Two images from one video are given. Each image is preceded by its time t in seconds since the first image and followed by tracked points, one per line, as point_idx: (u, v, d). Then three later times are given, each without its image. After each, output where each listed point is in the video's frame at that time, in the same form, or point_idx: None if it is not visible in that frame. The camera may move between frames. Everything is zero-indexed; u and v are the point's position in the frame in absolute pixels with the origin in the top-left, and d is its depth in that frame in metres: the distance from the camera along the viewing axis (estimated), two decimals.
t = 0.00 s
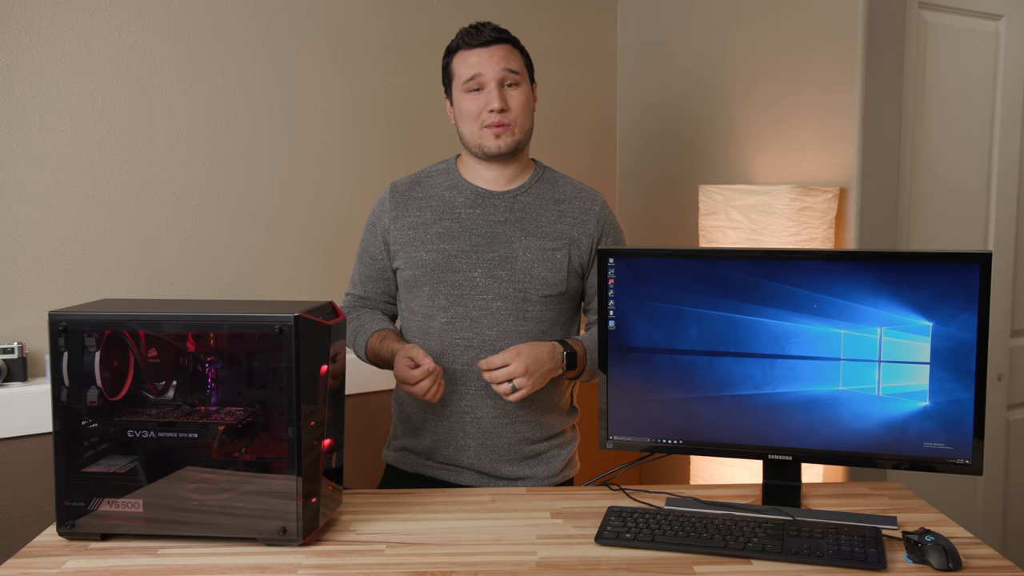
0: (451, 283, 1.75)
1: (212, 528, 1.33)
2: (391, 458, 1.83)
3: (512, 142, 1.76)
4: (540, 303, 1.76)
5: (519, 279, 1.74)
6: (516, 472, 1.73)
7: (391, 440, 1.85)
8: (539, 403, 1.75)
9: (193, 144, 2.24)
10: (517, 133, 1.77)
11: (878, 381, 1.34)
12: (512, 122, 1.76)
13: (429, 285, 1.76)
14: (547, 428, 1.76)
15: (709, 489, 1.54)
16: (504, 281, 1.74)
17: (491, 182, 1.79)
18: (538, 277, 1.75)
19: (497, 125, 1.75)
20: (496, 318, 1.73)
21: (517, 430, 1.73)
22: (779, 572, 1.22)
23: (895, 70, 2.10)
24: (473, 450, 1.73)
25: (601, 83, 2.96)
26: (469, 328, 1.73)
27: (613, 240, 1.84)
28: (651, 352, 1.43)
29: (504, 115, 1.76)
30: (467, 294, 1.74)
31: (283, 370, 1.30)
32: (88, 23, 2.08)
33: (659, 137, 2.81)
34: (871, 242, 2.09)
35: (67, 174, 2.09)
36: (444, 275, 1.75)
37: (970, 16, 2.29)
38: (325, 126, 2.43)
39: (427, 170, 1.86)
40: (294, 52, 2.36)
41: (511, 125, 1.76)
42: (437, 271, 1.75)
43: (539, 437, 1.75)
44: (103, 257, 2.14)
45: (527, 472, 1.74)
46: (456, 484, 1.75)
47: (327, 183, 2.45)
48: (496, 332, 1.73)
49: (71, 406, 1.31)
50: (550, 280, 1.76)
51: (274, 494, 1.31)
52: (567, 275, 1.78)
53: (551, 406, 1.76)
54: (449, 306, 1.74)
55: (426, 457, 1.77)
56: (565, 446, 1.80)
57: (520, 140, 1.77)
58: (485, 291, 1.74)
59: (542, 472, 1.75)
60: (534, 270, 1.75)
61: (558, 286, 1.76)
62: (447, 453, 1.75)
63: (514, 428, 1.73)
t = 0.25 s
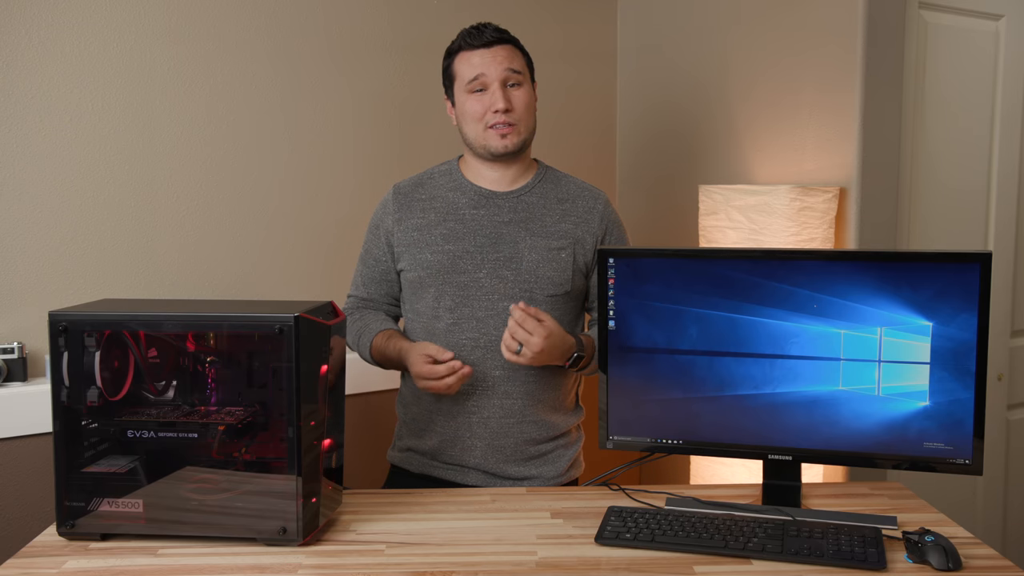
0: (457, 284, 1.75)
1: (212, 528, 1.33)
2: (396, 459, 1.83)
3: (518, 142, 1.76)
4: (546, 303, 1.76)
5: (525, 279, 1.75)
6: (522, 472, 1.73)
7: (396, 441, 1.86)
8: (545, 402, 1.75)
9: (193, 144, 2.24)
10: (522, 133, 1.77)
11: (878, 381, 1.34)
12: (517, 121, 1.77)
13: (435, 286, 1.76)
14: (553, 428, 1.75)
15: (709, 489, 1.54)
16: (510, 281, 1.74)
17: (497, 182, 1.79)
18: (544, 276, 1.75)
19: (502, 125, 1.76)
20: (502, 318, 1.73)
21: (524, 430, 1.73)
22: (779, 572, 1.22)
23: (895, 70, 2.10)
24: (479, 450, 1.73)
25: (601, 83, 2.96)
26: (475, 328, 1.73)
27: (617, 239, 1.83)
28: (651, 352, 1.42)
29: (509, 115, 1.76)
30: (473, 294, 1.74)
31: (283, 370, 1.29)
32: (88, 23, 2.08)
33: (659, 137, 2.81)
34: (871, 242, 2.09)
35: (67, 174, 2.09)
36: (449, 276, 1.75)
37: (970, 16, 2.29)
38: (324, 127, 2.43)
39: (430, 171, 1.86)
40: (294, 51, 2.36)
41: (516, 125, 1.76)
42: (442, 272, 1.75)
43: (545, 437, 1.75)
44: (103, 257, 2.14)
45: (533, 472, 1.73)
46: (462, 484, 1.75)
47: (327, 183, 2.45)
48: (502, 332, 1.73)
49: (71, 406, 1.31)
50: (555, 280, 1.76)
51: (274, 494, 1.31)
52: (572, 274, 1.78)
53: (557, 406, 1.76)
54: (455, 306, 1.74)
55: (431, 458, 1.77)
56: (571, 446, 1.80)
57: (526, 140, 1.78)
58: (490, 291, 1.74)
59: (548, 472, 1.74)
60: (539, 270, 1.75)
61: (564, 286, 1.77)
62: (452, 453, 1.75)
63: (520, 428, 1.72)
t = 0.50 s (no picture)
0: (462, 285, 1.75)
1: (212, 528, 1.33)
2: (401, 459, 1.83)
3: (513, 141, 1.76)
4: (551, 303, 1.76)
5: (530, 280, 1.75)
6: (527, 472, 1.73)
7: (400, 441, 1.86)
8: (550, 402, 1.75)
9: (194, 144, 2.24)
10: (516, 132, 1.76)
11: (878, 381, 1.34)
12: (511, 121, 1.76)
13: (441, 287, 1.76)
14: (557, 428, 1.75)
15: (709, 489, 1.54)
16: (515, 281, 1.74)
17: (496, 183, 1.79)
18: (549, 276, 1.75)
19: (496, 125, 1.76)
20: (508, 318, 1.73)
21: (529, 430, 1.73)
22: (779, 572, 1.22)
23: (895, 70, 2.10)
24: (485, 451, 1.73)
25: (601, 83, 2.96)
26: (481, 328, 1.73)
27: (620, 238, 1.84)
28: (651, 352, 1.43)
29: (503, 115, 1.76)
30: (479, 295, 1.74)
31: (283, 370, 1.30)
32: (88, 23, 2.08)
33: (659, 137, 2.81)
34: (871, 242, 2.09)
35: (67, 174, 2.09)
36: (455, 277, 1.75)
37: (970, 15, 2.29)
38: (325, 127, 2.43)
39: (433, 173, 1.86)
40: (294, 51, 2.37)
41: (510, 125, 1.76)
42: (447, 273, 1.75)
43: (550, 437, 1.75)
44: (103, 257, 2.14)
45: (537, 472, 1.73)
46: (466, 484, 1.75)
47: (327, 183, 2.45)
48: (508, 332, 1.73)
49: (71, 406, 1.31)
50: (560, 280, 1.76)
51: (274, 494, 1.31)
52: (577, 274, 1.78)
53: (561, 406, 1.76)
54: (461, 307, 1.74)
55: (436, 458, 1.78)
56: (575, 447, 1.80)
57: (521, 139, 1.77)
58: (496, 292, 1.74)
59: (552, 472, 1.74)
60: (545, 270, 1.75)
61: (569, 286, 1.77)
62: (457, 453, 1.75)
63: (525, 429, 1.72)
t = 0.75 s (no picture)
0: (463, 284, 1.74)
1: (212, 528, 1.33)
2: (403, 459, 1.83)
3: (519, 141, 1.76)
4: (553, 301, 1.76)
5: (531, 277, 1.74)
6: (530, 472, 1.73)
7: (403, 441, 1.86)
8: (553, 401, 1.75)
9: (193, 144, 2.24)
10: (522, 132, 1.77)
11: (878, 381, 1.34)
12: (518, 121, 1.77)
13: (442, 287, 1.75)
14: (560, 427, 1.76)
15: (709, 489, 1.54)
16: (516, 279, 1.74)
17: (497, 181, 1.79)
18: (549, 274, 1.75)
19: (503, 123, 1.76)
20: (509, 316, 1.73)
21: (532, 429, 1.73)
22: (779, 572, 1.22)
23: (896, 70, 2.10)
24: (488, 450, 1.73)
25: (601, 82, 2.96)
26: (483, 327, 1.73)
27: (621, 236, 1.84)
28: (651, 352, 1.42)
29: (511, 114, 1.76)
30: (480, 294, 1.74)
31: (283, 370, 1.30)
32: (88, 23, 2.08)
33: (660, 137, 2.81)
34: (871, 242, 2.09)
35: (66, 174, 2.09)
36: (456, 276, 1.75)
37: (970, 15, 2.29)
38: (324, 127, 2.43)
39: (433, 173, 1.86)
40: (294, 51, 2.36)
41: (517, 124, 1.77)
42: (448, 272, 1.75)
43: (553, 437, 1.75)
44: (103, 257, 2.15)
45: (541, 472, 1.73)
46: (469, 484, 1.74)
47: (327, 183, 2.45)
48: (510, 331, 1.73)
49: (71, 406, 1.31)
50: (561, 277, 1.76)
51: (274, 494, 1.31)
52: (578, 271, 1.78)
53: (565, 406, 1.76)
54: (462, 306, 1.74)
55: (439, 458, 1.77)
56: (578, 447, 1.80)
57: (526, 139, 1.78)
58: (497, 290, 1.74)
59: (555, 472, 1.74)
60: (545, 268, 1.75)
61: (570, 283, 1.77)
62: (461, 452, 1.75)
63: (529, 427, 1.73)
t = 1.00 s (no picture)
0: (464, 285, 1.74)
1: (212, 528, 1.33)
2: (405, 459, 1.83)
3: (520, 143, 1.77)
4: (553, 301, 1.76)
5: (531, 278, 1.74)
6: (532, 472, 1.73)
7: (404, 442, 1.86)
8: (554, 402, 1.75)
9: (193, 144, 2.24)
10: (524, 135, 1.77)
11: (878, 381, 1.34)
12: (522, 123, 1.77)
13: (442, 288, 1.75)
14: (562, 427, 1.76)
15: (709, 489, 1.54)
16: (516, 280, 1.74)
17: (495, 181, 1.80)
18: (549, 274, 1.75)
19: (506, 125, 1.76)
20: (509, 317, 1.73)
21: (534, 429, 1.73)
22: (779, 572, 1.22)
23: (896, 70, 2.10)
24: (490, 450, 1.73)
25: (601, 83, 2.96)
26: (484, 328, 1.73)
27: (621, 236, 1.84)
28: (651, 352, 1.42)
29: (515, 116, 1.77)
30: (480, 295, 1.74)
31: (283, 370, 1.30)
32: (88, 22, 2.08)
33: (660, 137, 2.81)
34: (871, 242, 2.09)
35: (66, 174, 2.09)
36: (456, 277, 1.75)
37: (970, 15, 2.29)
38: (324, 127, 2.43)
39: (433, 174, 1.86)
40: (293, 51, 2.36)
41: (520, 127, 1.77)
42: (448, 273, 1.75)
43: (555, 437, 1.75)
44: (103, 257, 2.15)
45: (542, 472, 1.74)
46: (471, 484, 1.74)
47: (327, 183, 2.45)
48: (510, 331, 1.73)
49: (71, 406, 1.31)
50: (561, 277, 1.76)
51: (274, 494, 1.31)
52: (579, 271, 1.78)
53: (566, 405, 1.77)
54: (463, 307, 1.74)
55: (441, 457, 1.77)
56: (579, 448, 1.80)
57: (527, 143, 1.78)
58: (498, 291, 1.74)
59: (557, 472, 1.74)
60: (546, 268, 1.75)
61: (570, 283, 1.77)
62: (463, 452, 1.75)
63: (530, 428, 1.73)
